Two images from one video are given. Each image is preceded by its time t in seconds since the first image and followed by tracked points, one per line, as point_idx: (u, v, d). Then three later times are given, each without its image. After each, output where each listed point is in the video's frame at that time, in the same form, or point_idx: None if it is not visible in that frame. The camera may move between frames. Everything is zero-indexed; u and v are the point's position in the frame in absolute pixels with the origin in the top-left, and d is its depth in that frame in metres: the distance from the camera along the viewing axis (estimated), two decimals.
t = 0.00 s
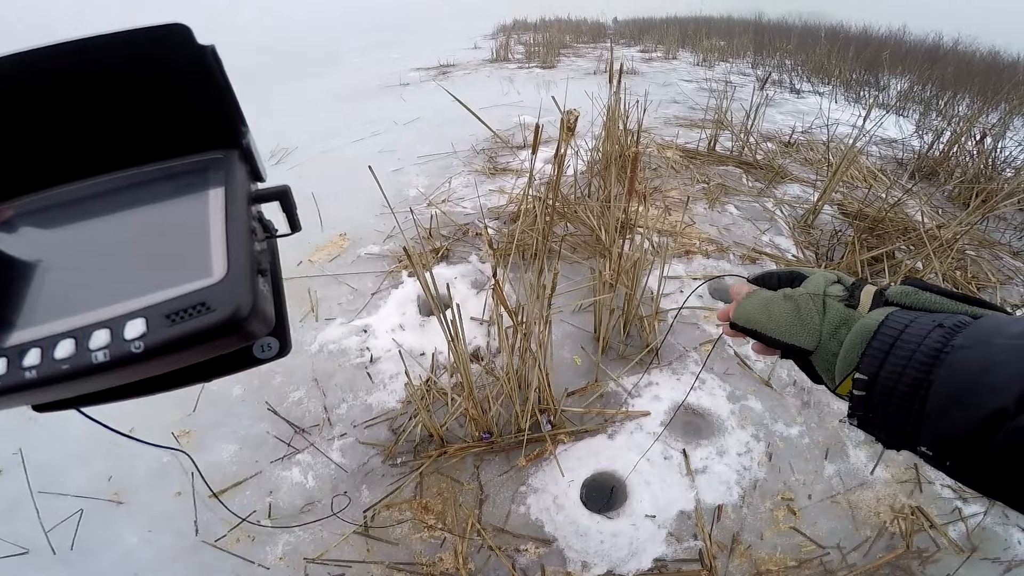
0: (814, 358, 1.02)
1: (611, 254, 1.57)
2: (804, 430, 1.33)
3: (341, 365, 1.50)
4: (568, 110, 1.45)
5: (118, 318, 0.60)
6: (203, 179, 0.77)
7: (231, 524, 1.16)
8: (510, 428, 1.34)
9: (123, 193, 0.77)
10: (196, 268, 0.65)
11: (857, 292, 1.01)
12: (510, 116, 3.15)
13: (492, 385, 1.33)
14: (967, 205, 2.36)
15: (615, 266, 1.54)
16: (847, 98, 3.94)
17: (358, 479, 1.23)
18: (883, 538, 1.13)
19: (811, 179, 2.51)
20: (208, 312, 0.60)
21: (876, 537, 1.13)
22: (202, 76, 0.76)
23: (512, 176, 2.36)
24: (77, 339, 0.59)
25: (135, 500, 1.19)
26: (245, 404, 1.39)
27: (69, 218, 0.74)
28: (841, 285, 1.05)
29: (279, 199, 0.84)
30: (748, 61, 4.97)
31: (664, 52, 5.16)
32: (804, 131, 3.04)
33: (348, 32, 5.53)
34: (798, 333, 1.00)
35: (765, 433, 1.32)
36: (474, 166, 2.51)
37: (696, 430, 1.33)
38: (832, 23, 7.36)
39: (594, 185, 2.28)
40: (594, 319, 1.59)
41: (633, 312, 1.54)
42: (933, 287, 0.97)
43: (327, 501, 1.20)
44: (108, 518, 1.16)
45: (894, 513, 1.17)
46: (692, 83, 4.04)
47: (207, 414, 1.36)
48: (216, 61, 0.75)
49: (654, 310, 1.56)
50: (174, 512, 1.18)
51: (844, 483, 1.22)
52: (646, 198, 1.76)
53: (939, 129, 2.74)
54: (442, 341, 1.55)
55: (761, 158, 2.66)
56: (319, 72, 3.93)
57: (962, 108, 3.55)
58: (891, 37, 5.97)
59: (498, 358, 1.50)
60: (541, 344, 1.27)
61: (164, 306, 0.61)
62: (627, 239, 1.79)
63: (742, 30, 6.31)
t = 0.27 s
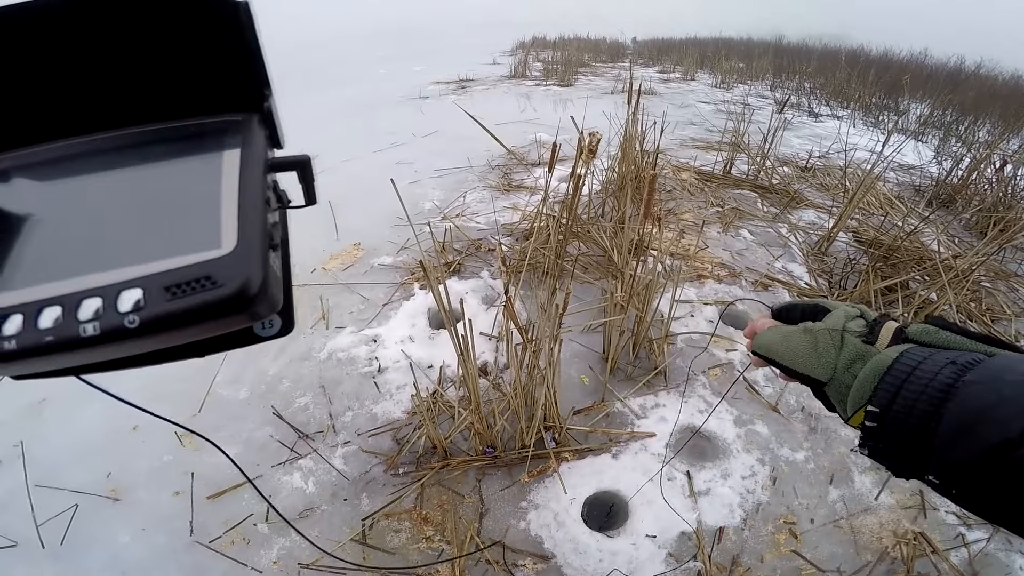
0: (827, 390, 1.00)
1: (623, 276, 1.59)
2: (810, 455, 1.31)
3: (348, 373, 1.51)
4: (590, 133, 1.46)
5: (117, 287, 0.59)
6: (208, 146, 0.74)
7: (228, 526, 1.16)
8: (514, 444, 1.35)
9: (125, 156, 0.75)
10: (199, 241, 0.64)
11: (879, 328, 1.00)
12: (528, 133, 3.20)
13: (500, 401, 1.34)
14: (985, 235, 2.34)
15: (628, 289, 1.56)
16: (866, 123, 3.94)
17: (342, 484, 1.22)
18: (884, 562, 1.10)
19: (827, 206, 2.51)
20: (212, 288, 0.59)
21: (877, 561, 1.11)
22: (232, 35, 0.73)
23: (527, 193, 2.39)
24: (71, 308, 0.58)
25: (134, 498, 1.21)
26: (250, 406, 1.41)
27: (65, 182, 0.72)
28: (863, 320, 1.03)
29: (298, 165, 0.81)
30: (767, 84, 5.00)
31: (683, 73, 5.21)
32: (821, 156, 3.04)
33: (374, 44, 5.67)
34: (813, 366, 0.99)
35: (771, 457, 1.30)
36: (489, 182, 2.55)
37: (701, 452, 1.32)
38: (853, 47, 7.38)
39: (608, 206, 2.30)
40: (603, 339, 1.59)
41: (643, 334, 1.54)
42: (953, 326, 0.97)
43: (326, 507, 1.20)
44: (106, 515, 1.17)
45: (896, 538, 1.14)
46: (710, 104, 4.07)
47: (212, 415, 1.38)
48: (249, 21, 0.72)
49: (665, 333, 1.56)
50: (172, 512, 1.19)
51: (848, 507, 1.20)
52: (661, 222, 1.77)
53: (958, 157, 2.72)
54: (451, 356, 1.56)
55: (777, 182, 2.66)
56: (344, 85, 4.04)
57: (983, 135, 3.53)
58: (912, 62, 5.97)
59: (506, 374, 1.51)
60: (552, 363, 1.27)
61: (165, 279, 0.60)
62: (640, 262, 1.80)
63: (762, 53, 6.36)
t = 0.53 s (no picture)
0: (843, 395, 1.01)
1: (630, 273, 1.58)
2: (816, 453, 1.31)
3: (355, 368, 1.52)
4: (600, 129, 1.45)
5: (237, 276, 0.64)
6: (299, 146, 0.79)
7: (235, 521, 1.18)
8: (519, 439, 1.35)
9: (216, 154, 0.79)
10: (305, 235, 0.68)
11: (893, 335, 1.00)
12: (535, 130, 3.20)
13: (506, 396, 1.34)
14: (994, 234, 2.32)
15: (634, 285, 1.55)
16: (874, 122, 3.91)
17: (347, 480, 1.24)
18: (888, 561, 1.11)
19: (835, 204, 2.49)
20: (329, 279, 0.64)
21: (881, 559, 1.11)
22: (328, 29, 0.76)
23: (534, 189, 2.39)
24: (193, 296, 0.63)
25: (141, 493, 1.22)
26: (257, 401, 1.42)
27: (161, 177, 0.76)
28: (878, 327, 1.03)
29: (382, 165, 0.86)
30: (775, 82, 4.97)
31: (689, 70, 5.18)
32: (829, 154, 3.02)
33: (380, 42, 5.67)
34: (830, 373, 0.99)
35: (776, 455, 1.30)
36: (496, 179, 2.55)
37: (706, 449, 1.33)
38: (862, 45, 7.32)
39: (614, 204, 2.30)
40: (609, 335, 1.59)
41: (648, 331, 1.55)
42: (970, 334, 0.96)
43: (331, 503, 1.22)
44: (114, 509, 1.19)
45: (901, 537, 1.14)
46: (717, 102, 4.05)
47: (220, 410, 1.40)
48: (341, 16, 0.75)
49: (671, 329, 1.56)
50: (180, 506, 1.20)
51: (853, 506, 1.20)
52: (667, 219, 1.76)
53: (968, 156, 2.70)
54: (457, 352, 1.57)
55: (784, 181, 2.65)
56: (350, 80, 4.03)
57: (994, 134, 3.49)
58: (922, 60, 5.92)
59: (511, 369, 1.51)
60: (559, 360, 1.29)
61: (281, 269, 0.64)
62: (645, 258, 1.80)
63: (770, 50, 6.32)
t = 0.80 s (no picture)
0: (841, 398, 1.01)
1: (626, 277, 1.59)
2: (818, 451, 1.31)
3: (355, 377, 1.52)
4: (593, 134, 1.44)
5: (380, 289, 0.71)
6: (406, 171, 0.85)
7: (238, 531, 1.17)
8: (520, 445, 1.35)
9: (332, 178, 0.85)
10: (430, 254, 0.76)
11: (894, 337, 1.01)
12: (527, 136, 3.21)
13: (506, 402, 1.33)
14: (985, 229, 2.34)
15: (632, 289, 1.57)
16: (863, 121, 3.95)
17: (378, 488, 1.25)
18: (896, 557, 1.11)
19: (827, 203, 2.51)
20: (455, 290, 0.71)
21: (889, 556, 1.11)
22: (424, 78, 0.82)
23: (528, 195, 2.39)
24: (346, 305, 0.69)
25: (143, 505, 1.21)
26: (258, 412, 1.42)
27: (287, 201, 0.82)
28: (878, 331, 1.03)
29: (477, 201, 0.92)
30: (764, 83, 5.01)
31: (679, 73, 5.22)
32: (820, 153, 3.05)
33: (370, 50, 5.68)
34: (828, 375, 0.99)
35: (778, 454, 1.31)
36: (491, 185, 2.55)
37: (708, 450, 1.32)
38: (849, 44, 7.40)
39: (609, 208, 2.31)
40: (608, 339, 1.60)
41: (647, 334, 1.55)
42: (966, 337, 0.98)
43: (335, 512, 1.21)
44: (116, 522, 1.18)
45: (907, 533, 1.15)
46: (708, 104, 4.08)
47: (221, 421, 1.39)
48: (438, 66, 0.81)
49: (669, 332, 1.56)
50: (183, 517, 1.19)
51: (857, 503, 1.20)
52: (662, 221, 1.76)
53: (957, 152, 2.73)
54: (457, 359, 1.57)
55: (777, 181, 2.67)
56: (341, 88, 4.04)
57: (981, 130, 3.53)
58: (908, 58, 5.99)
59: (511, 375, 1.51)
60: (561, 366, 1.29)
61: (417, 283, 0.71)
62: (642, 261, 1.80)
63: (759, 52, 6.38)
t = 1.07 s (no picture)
0: (827, 405, 1.00)
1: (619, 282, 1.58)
2: (816, 452, 1.31)
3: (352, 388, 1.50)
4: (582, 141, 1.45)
5: (444, 313, 0.67)
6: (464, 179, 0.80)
7: (236, 543, 1.14)
8: (518, 452, 1.34)
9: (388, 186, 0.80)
10: (493, 274, 0.71)
11: (874, 344, 1.00)
12: (518, 143, 3.23)
13: (502, 410, 1.34)
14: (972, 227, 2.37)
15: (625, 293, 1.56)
16: (849, 123, 4.01)
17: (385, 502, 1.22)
18: (899, 555, 1.11)
19: (817, 204, 2.54)
20: (512, 315, 0.67)
21: (892, 554, 1.11)
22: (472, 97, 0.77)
23: (521, 201, 2.40)
24: (413, 329, 0.65)
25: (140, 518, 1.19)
26: (253, 424, 1.40)
27: (344, 210, 0.77)
28: (861, 338, 1.03)
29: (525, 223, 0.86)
30: (750, 86, 5.07)
31: (667, 79, 5.28)
32: (808, 155, 3.08)
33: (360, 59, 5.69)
34: (811, 382, 1.00)
35: (777, 455, 1.30)
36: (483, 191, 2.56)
37: (706, 453, 1.32)
38: (833, 46, 7.50)
39: (601, 214, 2.32)
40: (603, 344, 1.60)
41: (641, 338, 1.55)
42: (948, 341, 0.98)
43: (334, 522, 1.19)
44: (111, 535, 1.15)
45: (910, 531, 1.15)
46: (696, 108, 4.12)
47: (216, 433, 1.37)
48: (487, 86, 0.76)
49: (663, 336, 1.57)
50: (180, 529, 1.17)
51: (857, 502, 1.20)
52: (653, 226, 1.77)
53: (941, 152, 2.77)
54: (452, 369, 1.56)
55: (766, 183, 2.69)
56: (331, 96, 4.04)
57: (964, 129, 3.59)
58: (891, 60, 6.09)
59: (507, 383, 1.50)
60: (555, 372, 1.29)
61: (479, 306, 0.67)
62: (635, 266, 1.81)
63: (745, 57, 6.46)
